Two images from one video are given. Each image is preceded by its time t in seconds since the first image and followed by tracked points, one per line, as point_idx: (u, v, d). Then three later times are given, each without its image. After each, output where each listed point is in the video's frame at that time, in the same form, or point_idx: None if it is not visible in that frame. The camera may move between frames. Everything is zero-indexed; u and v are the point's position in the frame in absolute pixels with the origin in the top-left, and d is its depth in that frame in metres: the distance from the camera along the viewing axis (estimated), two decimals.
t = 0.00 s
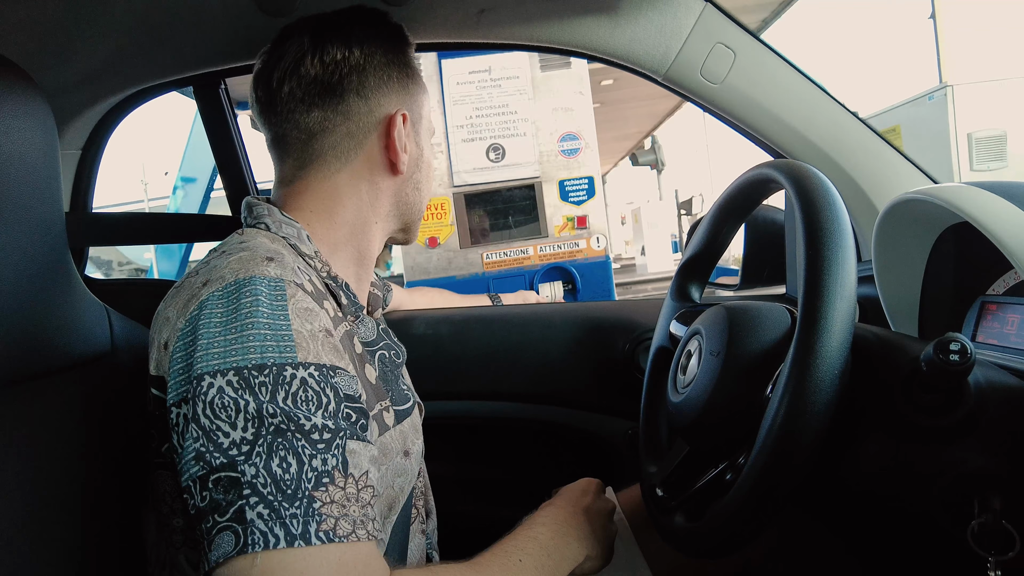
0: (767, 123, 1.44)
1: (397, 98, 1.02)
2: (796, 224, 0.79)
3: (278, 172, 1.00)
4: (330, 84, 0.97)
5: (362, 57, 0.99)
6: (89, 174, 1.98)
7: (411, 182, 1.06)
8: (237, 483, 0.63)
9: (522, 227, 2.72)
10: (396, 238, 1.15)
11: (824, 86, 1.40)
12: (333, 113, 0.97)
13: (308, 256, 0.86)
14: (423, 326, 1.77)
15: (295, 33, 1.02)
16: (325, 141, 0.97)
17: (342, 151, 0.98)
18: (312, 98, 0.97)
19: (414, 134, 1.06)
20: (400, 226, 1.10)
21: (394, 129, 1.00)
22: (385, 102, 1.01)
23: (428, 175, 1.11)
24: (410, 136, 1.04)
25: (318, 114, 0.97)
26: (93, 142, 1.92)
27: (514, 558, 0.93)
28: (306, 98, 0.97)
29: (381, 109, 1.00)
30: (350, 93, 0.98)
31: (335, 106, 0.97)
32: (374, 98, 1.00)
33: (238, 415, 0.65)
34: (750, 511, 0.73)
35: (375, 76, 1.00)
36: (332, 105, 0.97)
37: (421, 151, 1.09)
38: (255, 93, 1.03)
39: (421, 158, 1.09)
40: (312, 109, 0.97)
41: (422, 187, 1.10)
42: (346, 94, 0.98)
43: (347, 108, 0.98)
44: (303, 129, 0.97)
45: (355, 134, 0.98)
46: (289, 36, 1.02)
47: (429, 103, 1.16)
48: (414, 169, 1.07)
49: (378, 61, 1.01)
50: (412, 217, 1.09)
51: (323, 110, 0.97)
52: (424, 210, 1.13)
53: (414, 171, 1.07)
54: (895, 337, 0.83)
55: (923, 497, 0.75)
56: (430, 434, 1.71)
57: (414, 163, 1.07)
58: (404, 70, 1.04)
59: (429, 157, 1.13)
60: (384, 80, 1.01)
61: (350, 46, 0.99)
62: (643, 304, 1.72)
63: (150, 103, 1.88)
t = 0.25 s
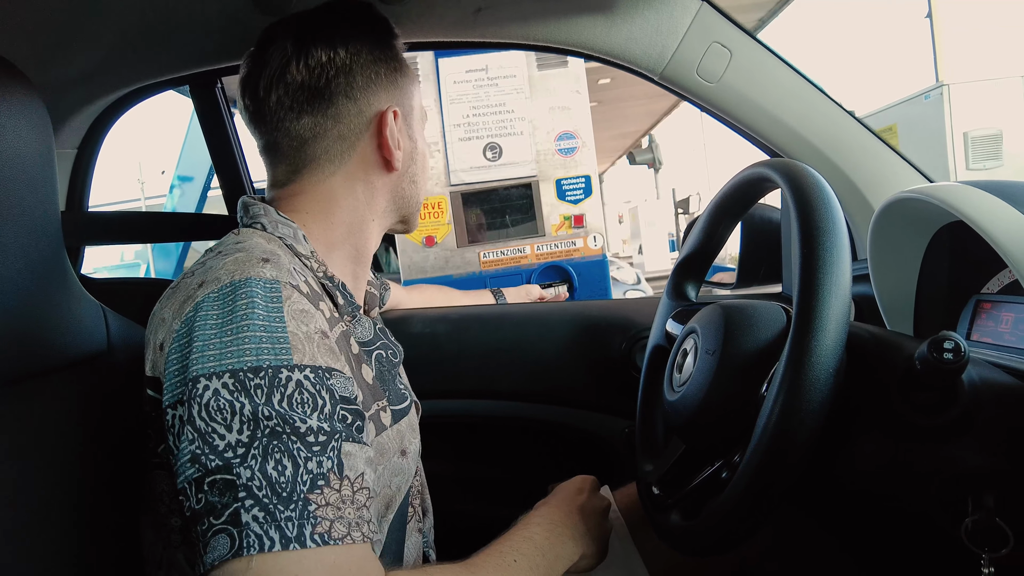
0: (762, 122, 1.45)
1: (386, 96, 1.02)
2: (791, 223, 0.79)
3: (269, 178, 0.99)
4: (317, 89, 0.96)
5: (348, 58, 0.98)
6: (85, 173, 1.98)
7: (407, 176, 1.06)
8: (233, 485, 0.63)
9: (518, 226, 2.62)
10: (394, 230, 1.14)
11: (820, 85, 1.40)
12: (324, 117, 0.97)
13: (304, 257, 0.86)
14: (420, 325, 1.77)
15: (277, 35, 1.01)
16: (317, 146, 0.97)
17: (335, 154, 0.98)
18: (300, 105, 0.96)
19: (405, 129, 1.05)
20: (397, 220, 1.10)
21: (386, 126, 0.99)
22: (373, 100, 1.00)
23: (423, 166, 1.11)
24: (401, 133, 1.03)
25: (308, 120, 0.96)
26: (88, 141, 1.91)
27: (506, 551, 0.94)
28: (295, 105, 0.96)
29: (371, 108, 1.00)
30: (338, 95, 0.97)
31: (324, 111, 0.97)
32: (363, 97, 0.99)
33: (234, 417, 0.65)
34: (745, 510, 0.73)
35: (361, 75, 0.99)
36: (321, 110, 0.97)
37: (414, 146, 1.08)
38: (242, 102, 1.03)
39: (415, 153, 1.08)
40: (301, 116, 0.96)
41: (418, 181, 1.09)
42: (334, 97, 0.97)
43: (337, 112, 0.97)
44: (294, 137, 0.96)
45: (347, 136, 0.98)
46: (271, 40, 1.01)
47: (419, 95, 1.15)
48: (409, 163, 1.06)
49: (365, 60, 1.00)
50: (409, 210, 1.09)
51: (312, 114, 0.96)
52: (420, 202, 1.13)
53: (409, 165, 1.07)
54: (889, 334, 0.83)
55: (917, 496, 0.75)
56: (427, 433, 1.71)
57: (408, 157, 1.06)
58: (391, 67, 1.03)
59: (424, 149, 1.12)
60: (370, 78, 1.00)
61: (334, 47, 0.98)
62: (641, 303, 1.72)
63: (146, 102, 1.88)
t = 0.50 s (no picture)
0: (759, 120, 1.45)
1: (380, 95, 1.01)
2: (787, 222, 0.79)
3: (265, 178, 0.99)
4: (311, 88, 0.96)
5: (342, 57, 0.98)
6: (80, 172, 1.97)
7: (402, 175, 1.05)
8: (223, 486, 0.63)
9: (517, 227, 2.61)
10: (389, 229, 1.14)
11: (816, 84, 1.40)
12: (318, 116, 0.96)
13: (298, 257, 0.86)
14: (417, 325, 1.77)
15: (272, 35, 1.00)
16: (312, 145, 0.96)
17: (329, 153, 0.97)
18: (294, 105, 0.96)
19: (400, 128, 1.05)
20: (393, 218, 1.10)
21: (381, 126, 0.99)
22: (368, 100, 1.00)
23: (418, 165, 1.11)
24: (396, 131, 1.03)
25: (302, 120, 0.96)
26: (83, 140, 1.91)
27: (501, 546, 0.92)
28: (289, 105, 0.96)
29: (365, 107, 0.99)
30: (332, 95, 0.97)
31: (318, 110, 0.96)
32: (357, 97, 0.99)
33: (225, 418, 0.64)
34: (740, 509, 0.73)
35: (355, 75, 0.98)
36: (316, 109, 0.96)
37: (409, 144, 1.08)
38: (237, 101, 1.02)
39: (410, 151, 1.08)
40: (295, 116, 0.96)
41: (413, 179, 1.09)
42: (328, 96, 0.97)
43: (331, 111, 0.97)
44: (288, 137, 0.96)
45: (342, 136, 0.98)
46: (266, 39, 1.00)
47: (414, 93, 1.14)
48: (405, 162, 1.06)
49: (359, 59, 0.99)
50: (404, 208, 1.09)
51: (306, 114, 0.96)
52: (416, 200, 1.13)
53: (404, 164, 1.06)
54: (885, 335, 0.83)
55: (913, 496, 0.76)
56: (424, 433, 1.71)
57: (404, 157, 1.06)
58: (386, 66, 1.03)
59: (420, 148, 1.12)
60: (365, 78, 0.99)
61: (328, 46, 0.98)
62: (637, 303, 1.73)
63: (142, 101, 1.87)
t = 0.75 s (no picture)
0: (756, 120, 1.45)
1: (378, 94, 1.01)
2: (786, 222, 0.79)
3: (262, 178, 0.99)
4: (309, 88, 0.96)
5: (340, 57, 0.98)
6: (77, 171, 1.97)
7: (399, 175, 1.06)
8: (227, 481, 0.63)
9: (515, 228, 2.62)
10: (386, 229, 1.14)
11: (813, 84, 1.41)
12: (315, 116, 0.96)
13: (298, 255, 0.86)
14: (415, 325, 1.76)
15: (268, 36, 1.00)
16: (309, 145, 0.96)
17: (327, 153, 0.97)
18: (293, 105, 0.96)
19: (397, 128, 1.05)
20: (390, 218, 1.10)
21: (378, 125, 0.99)
22: (365, 100, 1.00)
23: (414, 166, 1.11)
24: (393, 131, 1.03)
25: (300, 120, 0.96)
26: (80, 140, 1.91)
27: (501, 538, 0.92)
28: (287, 105, 0.96)
29: (362, 107, 0.99)
30: (330, 95, 0.97)
31: (316, 110, 0.96)
32: (354, 96, 0.99)
33: (229, 413, 0.64)
34: (740, 505, 0.73)
35: (353, 74, 0.99)
36: (313, 109, 0.96)
37: (406, 144, 1.08)
38: (233, 102, 1.02)
39: (407, 151, 1.08)
40: (293, 116, 0.96)
41: (410, 179, 1.09)
42: (326, 96, 0.97)
43: (329, 111, 0.97)
44: (286, 137, 0.95)
45: (339, 135, 0.98)
46: (263, 40, 1.00)
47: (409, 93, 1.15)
48: (401, 162, 1.06)
49: (356, 59, 0.99)
50: (401, 208, 1.09)
51: (304, 114, 0.96)
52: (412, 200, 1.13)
53: (401, 163, 1.06)
54: (883, 333, 0.83)
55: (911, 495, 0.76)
56: (422, 432, 1.71)
57: (400, 157, 1.06)
58: (382, 66, 1.03)
59: (416, 148, 1.12)
60: (362, 78, 0.99)
61: (326, 46, 0.98)
62: (635, 302, 1.73)
63: (139, 100, 1.87)
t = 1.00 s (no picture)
0: (752, 118, 1.45)
1: (369, 91, 1.02)
2: (782, 219, 0.79)
3: (255, 178, 0.98)
4: (301, 87, 0.96)
5: (330, 55, 0.98)
6: (72, 169, 1.96)
7: (392, 172, 1.06)
8: (224, 478, 0.63)
9: (510, 227, 2.61)
10: (380, 226, 1.14)
11: (809, 82, 1.41)
12: (308, 114, 0.96)
13: (294, 253, 0.86)
14: (411, 323, 1.76)
15: (257, 37, 0.99)
16: (303, 144, 0.96)
17: (321, 151, 0.97)
18: (285, 104, 0.95)
19: (388, 124, 1.05)
20: (384, 215, 1.10)
21: (370, 122, 0.99)
22: (356, 97, 1.00)
23: (406, 163, 1.11)
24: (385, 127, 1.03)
25: (292, 119, 0.95)
26: (75, 137, 1.90)
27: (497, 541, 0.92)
28: (279, 104, 0.95)
29: (354, 104, 0.99)
30: (322, 93, 0.97)
31: (309, 109, 0.96)
32: (346, 94, 0.98)
33: (226, 410, 0.64)
34: (737, 501, 0.73)
35: (344, 72, 0.98)
36: (306, 108, 0.96)
37: (398, 140, 1.08)
38: (226, 104, 1.01)
39: (399, 147, 1.08)
40: (286, 115, 0.95)
41: (403, 175, 1.09)
42: (318, 94, 0.96)
43: (321, 109, 0.96)
44: (279, 136, 0.95)
45: (333, 133, 0.97)
46: (253, 40, 0.99)
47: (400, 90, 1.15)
48: (393, 159, 1.06)
49: (346, 57, 0.99)
50: (395, 205, 1.09)
51: (296, 113, 0.95)
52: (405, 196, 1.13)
53: (394, 160, 1.06)
54: (878, 330, 0.83)
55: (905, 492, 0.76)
56: (418, 431, 1.71)
57: (392, 153, 1.06)
58: (373, 63, 1.03)
59: (407, 145, 1.12)
60: (353, 75, 0.99)
61: (316, 45, 0.97)
62: (631, 300, 1.73)
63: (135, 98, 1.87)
